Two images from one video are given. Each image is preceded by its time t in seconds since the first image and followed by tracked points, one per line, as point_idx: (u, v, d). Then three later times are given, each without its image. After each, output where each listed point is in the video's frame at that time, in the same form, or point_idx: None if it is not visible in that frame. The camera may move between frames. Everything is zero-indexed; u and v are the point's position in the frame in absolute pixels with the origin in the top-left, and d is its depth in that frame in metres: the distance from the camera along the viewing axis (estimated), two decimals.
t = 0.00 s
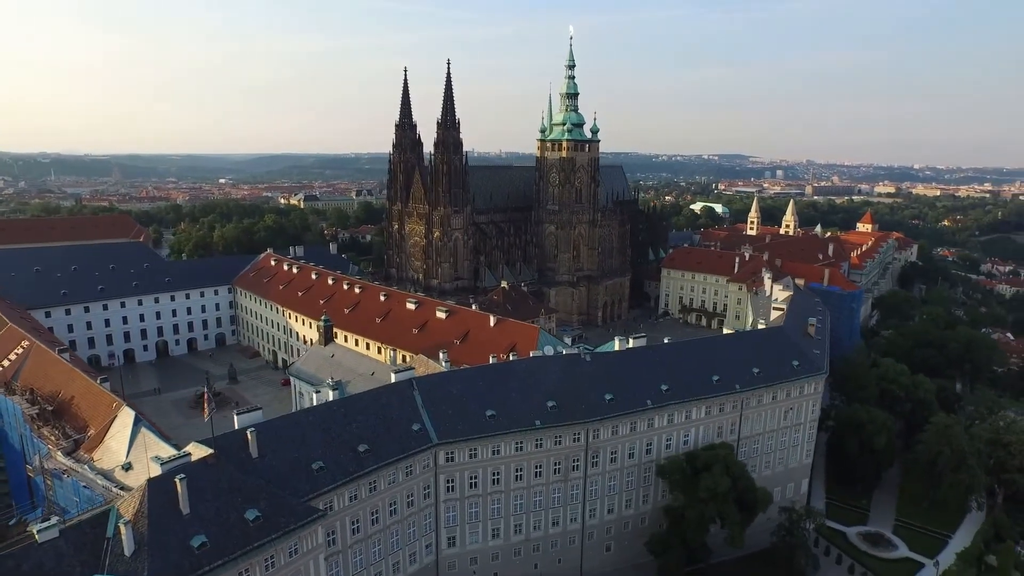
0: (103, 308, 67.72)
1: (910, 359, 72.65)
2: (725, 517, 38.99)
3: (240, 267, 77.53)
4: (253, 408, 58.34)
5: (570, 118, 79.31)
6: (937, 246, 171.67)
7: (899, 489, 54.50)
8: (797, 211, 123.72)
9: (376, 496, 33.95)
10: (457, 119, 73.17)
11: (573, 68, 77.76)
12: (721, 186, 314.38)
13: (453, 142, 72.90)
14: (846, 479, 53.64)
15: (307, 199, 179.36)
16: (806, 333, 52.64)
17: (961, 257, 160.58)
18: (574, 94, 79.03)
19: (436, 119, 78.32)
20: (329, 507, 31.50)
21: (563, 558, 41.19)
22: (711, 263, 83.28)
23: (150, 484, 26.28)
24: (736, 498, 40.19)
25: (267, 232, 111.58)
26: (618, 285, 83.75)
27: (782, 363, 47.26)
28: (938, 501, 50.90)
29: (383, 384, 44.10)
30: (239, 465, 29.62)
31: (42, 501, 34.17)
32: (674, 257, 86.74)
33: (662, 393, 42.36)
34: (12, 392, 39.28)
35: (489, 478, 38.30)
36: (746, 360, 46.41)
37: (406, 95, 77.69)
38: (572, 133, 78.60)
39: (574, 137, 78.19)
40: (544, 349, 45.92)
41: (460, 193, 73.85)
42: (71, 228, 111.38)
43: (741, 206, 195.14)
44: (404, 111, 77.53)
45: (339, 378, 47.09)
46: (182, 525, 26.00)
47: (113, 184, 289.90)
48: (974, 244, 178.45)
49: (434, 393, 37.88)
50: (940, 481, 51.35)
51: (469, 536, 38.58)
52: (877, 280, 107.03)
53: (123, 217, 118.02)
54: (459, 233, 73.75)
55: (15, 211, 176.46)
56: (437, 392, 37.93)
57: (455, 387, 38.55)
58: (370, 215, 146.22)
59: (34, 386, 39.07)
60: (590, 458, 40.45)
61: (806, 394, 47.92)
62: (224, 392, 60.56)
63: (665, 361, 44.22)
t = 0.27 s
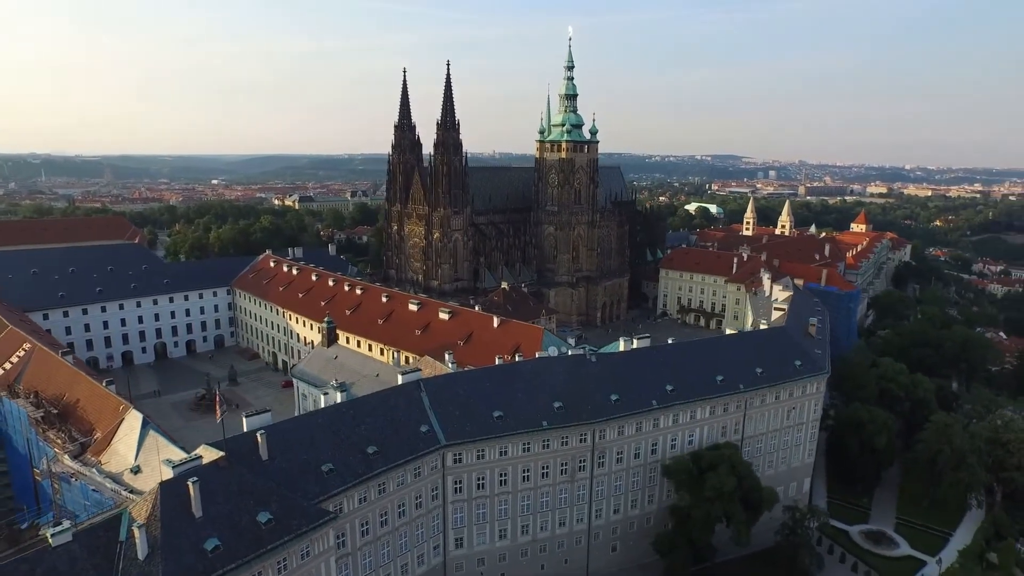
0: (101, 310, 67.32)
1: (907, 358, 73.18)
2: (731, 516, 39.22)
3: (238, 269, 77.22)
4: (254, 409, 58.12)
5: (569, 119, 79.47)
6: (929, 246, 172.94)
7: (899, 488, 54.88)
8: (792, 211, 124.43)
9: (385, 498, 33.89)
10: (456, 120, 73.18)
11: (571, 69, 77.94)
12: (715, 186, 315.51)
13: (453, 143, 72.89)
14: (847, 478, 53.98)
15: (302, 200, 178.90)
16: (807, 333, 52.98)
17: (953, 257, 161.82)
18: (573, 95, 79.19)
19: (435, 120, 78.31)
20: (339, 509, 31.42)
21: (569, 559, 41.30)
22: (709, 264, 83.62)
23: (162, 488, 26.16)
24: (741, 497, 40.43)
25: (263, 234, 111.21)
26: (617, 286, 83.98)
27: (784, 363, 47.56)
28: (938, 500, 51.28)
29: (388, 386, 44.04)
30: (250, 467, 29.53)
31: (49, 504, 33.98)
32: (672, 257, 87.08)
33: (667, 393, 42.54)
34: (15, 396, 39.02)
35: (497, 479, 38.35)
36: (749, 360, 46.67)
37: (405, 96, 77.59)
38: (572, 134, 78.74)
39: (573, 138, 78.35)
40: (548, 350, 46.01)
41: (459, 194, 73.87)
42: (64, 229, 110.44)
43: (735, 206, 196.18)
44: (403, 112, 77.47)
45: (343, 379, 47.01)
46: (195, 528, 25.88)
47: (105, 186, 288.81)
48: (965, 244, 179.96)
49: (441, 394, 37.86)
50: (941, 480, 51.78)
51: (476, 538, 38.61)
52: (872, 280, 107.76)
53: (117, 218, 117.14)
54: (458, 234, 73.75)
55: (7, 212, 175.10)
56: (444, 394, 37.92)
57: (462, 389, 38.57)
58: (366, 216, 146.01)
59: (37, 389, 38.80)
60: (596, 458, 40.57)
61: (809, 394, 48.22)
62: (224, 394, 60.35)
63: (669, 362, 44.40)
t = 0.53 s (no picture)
0: (100, 312, 66.95)
1: (904, 357, 73.72)
2: (737, 516, 39.42)
3: (237, 270, 76.94)
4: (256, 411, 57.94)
5: (568, 120, 79.65)
6: (922, 246, 174.19)
7: (899, 486, 55.28)
8: (787, 212, 125.16)
9: (394, 499, 33.88)
10: (456, 121, 73.20)
11: (570, 70, 78.14)
12: (708, 187, 316.84)
13: (453, 144, 72.89)
14: (848, 477, 54.33)
15: (297, 201, 178.47)
16: (809, 333, 53.32)
17: (945, 257, 163.05)
18: (572, 96, 79.33)
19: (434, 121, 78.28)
20: (349, 511, 31.37)
21: (576, 559, 41.40)
22: (707, 264, 83.98)
23: (175, 491, 26.06)
24: (747, 497, 40.65)
25: (260, 235, 110.86)
26: (616, 286, 84.23)
27: (787, 363, 47.86)
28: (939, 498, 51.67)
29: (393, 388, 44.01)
30: (261, 470, 29.45)
31: (56, 507, 33.83)
32: (671, 258, 87.42)
33: (672, 393, 42.71)
34: (19, 399, 38.78)
35: (504, 480, 38.41)
36: (752, 360, 46.92)
37: (404, 96, 77.52)
38: (571, 136, 78.86)
39: (572, 139, 78.53)
40: (553, 351, 46.11)
41: (459, 195, 73.89)
42: (59, 231, 109.65)
43: (730, 207, 196.98)
44: (402, 113, 77.42)
45: (347, 381, 46.96)
46: (208, 531, 25.80)
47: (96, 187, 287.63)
48: (958, 244, 181.31)
49: (449, 396, 37.88)
50: (941, 479, 52.21)
51: (484, 539, 38.65)
52: (867, 280, 108.48)
53: (112, 219, 116.36)
54: (459, 235, 73.77)
55: None
56: (451, 395, 37.94)
57: (469, 390, 38.61)
58: (362, 217, 145.73)
59: (42, 392, 38.55)
60: (603, 459, 40.70)
61: (811, 394, 48.53)
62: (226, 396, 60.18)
63: (674, 362, 44.58)
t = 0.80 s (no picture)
0: (99, 314, 66.61)
1: (902, 356, 74.22)
2: (743, 515, 39.63)
3: (236, 271, 76.67)
4: (258, 414, 57.78)
5: (568, 121, 79.76)
6: (915, 246, 175.32)
7: (900, 485, 55.66)
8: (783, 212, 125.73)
9: (404, 501, 33.86)
10: (456, 122, 73.19)
11: (569, 72, 78.25)
12: (702, 187, 318.08)
13: (452, 146, 72.90)
14: (850, 476, 54.68)
15: (292, 202, 177.91)
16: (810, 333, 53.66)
17: (939, 257, 164.18)
18: (572, 97, 79.44)
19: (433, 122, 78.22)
20: (359, 513, 31.32)
21: (582, 559, 41.51)
22: (706, 265, 84.28)
23: (188, 493, 25.98)
24: (753, 496, 40.86)
25: (257, 236, 110.51)
26: (615, 287, 84.44)
27: (790, 363, 48.14)
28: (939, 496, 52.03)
29: (399, 389, 44.00)
30: (272, 472, 29.40)
31: (64, 510, 33.67)
32: (669, 259, 87.70)
33: (677, 394, 42.89)
34: (24, 402, 38.57)
35: (512, 481, 38.47)
36: (756, 360, 47.21)
37: (404, 97, 77.43)
38: (570, 137, 78.99)
39: (572, 140, 78.66)
40: (558, 352, 46.21)
41: (459, 196, 73.89)
42: (53, 232, 108.90)
43: (724, 207, 197.79)
44: (401, 114, 77.35)
45: (352, 382, 46.92)
46: (222, 534, 25.74)
47: (89, 188, 287.94)
48: (950, 244, 182.66)
49: (457, 397, 37.91)
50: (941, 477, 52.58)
51: (492, 540, 38.69)
52: (863, 280, 109.08)
53: (107, 221, 115.65)
54: (459, 236, 73.83)
55: None
56: (459, 396, 37.97)
57: (476, 391, 38.64)
58: (358, 218, 145.52)
59: (47, 394, 38.32)
60: (610, 459, 40.83)
61: (813, 393, 48.84)
62: (227, 398, 60.01)
63: (679, 362, 44.76)
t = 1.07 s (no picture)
0: (98, 316, 66.24)
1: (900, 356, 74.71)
2: (750, 514, 39.81)
3: (235, 273, 76.38)
4: (260, 416, 57.57)
5: (567, 122, 79.92)
6: (908, 246, 176.57)
7: (900, 484, 56.07)
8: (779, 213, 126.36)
9: (413, 503, 33.83)
10: (456, 123, 73.19)
11: (569, 73, 78.40)
12: (696, 188, 319.23)
13: (452, 147, 72.93)
14: (851, 475, 55.01)
15: (287, 203, 177.25)
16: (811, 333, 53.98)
17: (932, 257, 165.42)
18: (571, 98, 79.63)
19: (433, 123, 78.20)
20: (370, 515, 31.28)
21: (589, 560, 41.61)
22: (704, 265, 84.61)
23: (202, 496, 25.91)
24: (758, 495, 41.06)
25: (254, 237, 110.11)
26: (615, 288, 84.67)
27: (792, 363, 48.43)
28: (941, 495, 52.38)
29: (405, 391, 43.98)
30: (284, 475, 29.30)
31: (72, 514, 33.45)
32: (668, 259, 88.00)
33: (683, 394, 43.07)
34: (28, 405, 38.33)
35: (520, 482, 38.52)
36: (760, 360, 47.47)
37: (403, 98, 77.38)
38: (570, 138, 79.18)
39: (571, 141, 78.84)
40: (562, 352, 46.33)
41: (460, 197, 73.88)
42: (47, 234, 108.15)
43: (719, 208, 198.59)
44: (401, 115, 77.30)
45: (356, 384, 46.85)
46: (236, 537, 25.66)
47: (81, 189, 286.20)
48: (943, 244, 183.99)
49: (465, 398, 37.95)
50: (942, 476, 52.96)
51: (499, 541, 38.71)
52: (858, 280, 109.82)
53: (101, 222, 114.99)
54: (459, 237, 73.86)
55: None
56: (467, 398, 38.01)
57: (484, 392, 38.68)
58: (354, 219, 145.25)
59: (52, 397, 38.08)
60: (616, 459, 40.97)
61: (816, 393, 49.15)
62: (228, 400, 59.83)
63: (685, 363, 44.95)
